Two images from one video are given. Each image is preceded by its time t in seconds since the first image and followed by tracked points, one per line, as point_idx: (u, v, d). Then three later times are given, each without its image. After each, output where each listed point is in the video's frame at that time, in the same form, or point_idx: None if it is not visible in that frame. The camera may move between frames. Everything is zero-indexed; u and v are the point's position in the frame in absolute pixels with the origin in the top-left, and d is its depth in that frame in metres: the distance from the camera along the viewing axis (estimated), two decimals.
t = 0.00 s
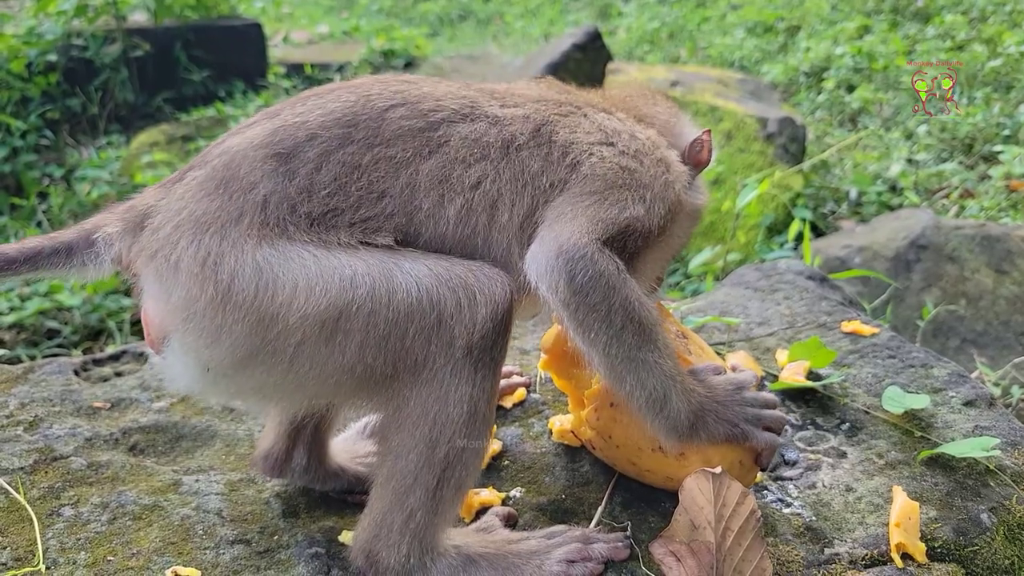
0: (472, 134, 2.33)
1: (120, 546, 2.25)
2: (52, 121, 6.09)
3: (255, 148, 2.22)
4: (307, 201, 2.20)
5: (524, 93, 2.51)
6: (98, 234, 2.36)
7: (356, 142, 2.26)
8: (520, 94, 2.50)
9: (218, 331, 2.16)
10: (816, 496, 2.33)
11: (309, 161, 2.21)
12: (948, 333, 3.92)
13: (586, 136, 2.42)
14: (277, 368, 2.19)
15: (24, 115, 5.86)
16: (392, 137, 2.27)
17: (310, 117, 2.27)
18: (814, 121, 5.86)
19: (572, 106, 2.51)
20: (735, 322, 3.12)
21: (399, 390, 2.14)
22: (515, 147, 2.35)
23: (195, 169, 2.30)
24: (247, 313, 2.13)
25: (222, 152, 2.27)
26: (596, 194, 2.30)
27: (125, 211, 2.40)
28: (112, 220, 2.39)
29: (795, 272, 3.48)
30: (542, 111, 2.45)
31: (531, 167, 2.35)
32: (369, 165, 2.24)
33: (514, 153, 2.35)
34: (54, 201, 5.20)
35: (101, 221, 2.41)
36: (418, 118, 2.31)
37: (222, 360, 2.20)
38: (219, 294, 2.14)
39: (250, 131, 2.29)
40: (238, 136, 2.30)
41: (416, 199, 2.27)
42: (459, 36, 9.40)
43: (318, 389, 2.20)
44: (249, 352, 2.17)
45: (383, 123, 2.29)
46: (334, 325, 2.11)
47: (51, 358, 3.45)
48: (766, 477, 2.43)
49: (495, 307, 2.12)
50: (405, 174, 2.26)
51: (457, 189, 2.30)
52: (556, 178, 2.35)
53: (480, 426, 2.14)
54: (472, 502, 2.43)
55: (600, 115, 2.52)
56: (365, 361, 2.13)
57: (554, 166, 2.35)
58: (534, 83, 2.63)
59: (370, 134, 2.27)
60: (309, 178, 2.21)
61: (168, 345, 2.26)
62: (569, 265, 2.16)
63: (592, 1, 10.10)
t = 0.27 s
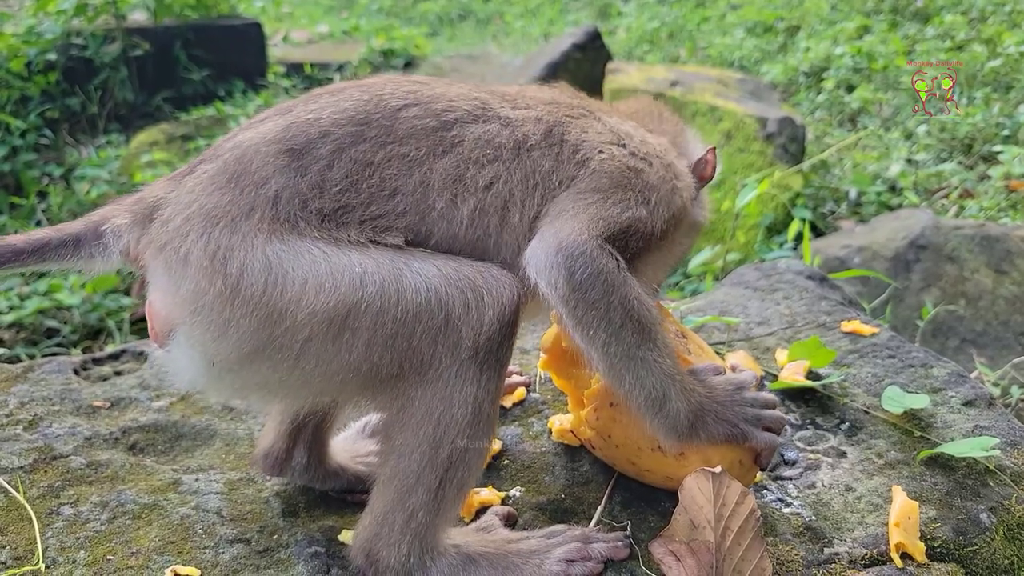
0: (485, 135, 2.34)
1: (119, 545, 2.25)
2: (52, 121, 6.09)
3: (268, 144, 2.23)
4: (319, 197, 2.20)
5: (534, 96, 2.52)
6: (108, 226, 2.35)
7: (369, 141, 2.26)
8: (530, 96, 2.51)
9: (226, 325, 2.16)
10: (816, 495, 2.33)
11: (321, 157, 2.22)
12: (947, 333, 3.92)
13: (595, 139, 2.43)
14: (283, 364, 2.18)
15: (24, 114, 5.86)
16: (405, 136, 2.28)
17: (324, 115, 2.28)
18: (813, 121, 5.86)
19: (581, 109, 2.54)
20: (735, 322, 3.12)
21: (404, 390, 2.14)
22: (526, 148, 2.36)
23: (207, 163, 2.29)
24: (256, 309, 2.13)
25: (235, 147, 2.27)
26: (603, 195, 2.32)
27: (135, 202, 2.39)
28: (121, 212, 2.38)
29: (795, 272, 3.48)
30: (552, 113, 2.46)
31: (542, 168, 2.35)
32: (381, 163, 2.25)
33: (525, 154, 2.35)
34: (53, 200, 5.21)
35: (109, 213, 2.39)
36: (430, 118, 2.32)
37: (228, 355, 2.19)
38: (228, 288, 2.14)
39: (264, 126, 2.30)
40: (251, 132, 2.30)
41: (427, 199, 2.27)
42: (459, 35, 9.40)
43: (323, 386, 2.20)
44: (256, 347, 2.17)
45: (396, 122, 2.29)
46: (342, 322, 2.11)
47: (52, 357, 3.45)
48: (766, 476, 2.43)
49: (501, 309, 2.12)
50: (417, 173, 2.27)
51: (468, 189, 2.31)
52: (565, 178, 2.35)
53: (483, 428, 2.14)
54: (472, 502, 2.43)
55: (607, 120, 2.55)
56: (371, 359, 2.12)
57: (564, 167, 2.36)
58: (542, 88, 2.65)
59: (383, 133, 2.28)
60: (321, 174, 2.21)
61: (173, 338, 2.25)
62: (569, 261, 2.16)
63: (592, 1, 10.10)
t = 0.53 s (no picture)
0: (495, 131, 2.35)
1: (119, 545, 2.25)
2: (51, 121, 6.09)
3: (280, 141, 2.23)
4: (331, 193, 2.21)
5: (539, 94, 2.54)
6: (120, 224, 2.36)
7: (381, 138, 2.27)
8: (536, 94, 2.53)
9: (236, 322, 2.16)
10: (815, 495, 2.33)
11: (334, 154, 2.23)
12: (947, 332, 3.92)
13: (601, 135, 2.46)
14: (292, 363, 2.18)
15: (23, 114, 5.86)
16: (417, 133, 2.29)
17: (335, 113, 2.28)
18: (813, 120, 5.86)
19: (587, 107, 2.56)
20: (734, 322, 3.12)
21: (411, 390, 2.14)
22: (536, 142, 2.37)
23: (218, 161, 2.29)
24: (266, 307, 2.14)
25: (247, 143, 2.27)
26: (611, 187, 2.34)
27: (147, 199, 2.40)
28: (133, 210, 2.38)
29: (794, 271, 3.48)
30: (558, 109, 2.48)
31: (552, 163, 2.36)
32: (394, 159, 2.26)
33: (535, 147, 2.36)
34: (53, 200, 5.21)
35: (121, 211, 2.40)
36: (440, 115, 2.33)
37: (237, 352, 2.20)
38: (239, 285, 2.14)
39: (276, 123, 2.30)
40: (262, 131, 2.30)
41: (440, 195, 2.28)
42: (458, 35, 9.39)
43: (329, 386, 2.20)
44: (264, 345, 2.18)
45: (407, 120, 2.31)
46: (351, 322, 2.11)
47: (51, 356, 3.44)
48: (765, 476, 2.43)
49: (509, 310, 2.12)
50: (429, 168, 2.28)
51: (480, 185, 2.32)
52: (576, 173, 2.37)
53: (487, 430, 2.14)
54: (471, 502, 2.43)
55: (609, 116, 2.58)
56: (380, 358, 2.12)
57: (573, 160, 2.38)
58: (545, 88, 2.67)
59: (395, 130, 2.29)
60: (334, 170, 2.21)
61: (182, 335, 2.25)
62: (575, 248, 2.16)
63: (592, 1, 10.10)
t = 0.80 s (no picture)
0: (468, 155, 2.24)
1: (118, 544, 2.25)
2: (50, 120, 6.09)
3: (244, 168, 2.19)
4: (293, 223, 2.17)
5: (540, 103, 2.35)
6: (100, 255, 2.36)
7: (346, 161, 2.21)
8: (536, 102, 2.35)
9: (215, 351, 2.18)
10: (815, 494, 2.33)
11: (296, 180, 2.18)
12: (946, 332, 3.92)
13: (600, 157, 2.26)
14: (280, 381, 2.20)
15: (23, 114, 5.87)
16: (384, 157, 2.22)
17: (301, 135, 2.22)
18: (812, 120, 5.85)
19: (594, 119, 2.33)
20: (734, 321, 3.11)
21: (397, 396, 2.15)
22: (514, 171, 2.25)
23: (190, 186, 2.29)
24: (242, 331, 2.15)
25: (214, 170, 2.25)
26: (594, 227, 2.18)
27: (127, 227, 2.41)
28: (113, 242, 2.38)
29: (794, 271, 3.48)
30: (554, 128, 2.29)
31: (530, 189, 2.25)
32: (359, 185, 2.20)
33: (512, 177, 2.25)
34: (52, 199, 5.22)
35: (103, 240, 2.40)
36: (412, 136, 2.24)
37: (222, 376, 2.22)
38: (212, 314, 2.15)
39: (243, 147, 2.26)
40: (233, 152, 2.27)
41: (405, 223, 2.21)
42: (458, 34, 9.39)
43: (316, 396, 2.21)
44: (248, 368, 2.20)
45: (376, 141, 2.23)
46: (330, 338, 2.12)
47: (50, 356, 3.45)
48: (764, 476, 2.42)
49: (489, 309, 2.13)
50: (395, 197, 2.21)
51: (451, 211, 2.23)
52: (557, 204, 2.24)
53: (478, 428, 2.14)
54: (471, 501, 2.44)
55: (623, 127, 2.34)
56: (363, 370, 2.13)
57: (556, 194, 2.24)
58: (560, 87, 2.47)
59: (362, 152, 2.22)
60: (295, 199, 2.17)
61: (170, 362, 2.28)
62: (573, 325, 2.10)
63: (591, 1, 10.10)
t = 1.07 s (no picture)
0: (463, 155, 2.25)
1: (116, 543, 2.24)
2: (49, 118, 6.08)
3: (238, 178, 2.18)
4: (293, 231, 2.16)
5: (527, 103, 2.37)
6: (92, 273, 2.35)
7: (343, 167, 2.20)
8: (524, 104, 2.37)
9: (216, 365, 2.15)
10: (813, 494, 2.33)
11: (294, 188, 2.17)
12: (945, 332, 3.92)
13: (588, 155, 2.29)
14: (282, 391, 2.19)
15: (22, 112, 5.87)
16: (380, 162, 2.21)
17: (296, 142, 2.21)
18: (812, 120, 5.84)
19: (579, 117, 2.37)
20: (733, 321, 3.11)
21: (399, 399, 2.15)
22: (510, 169, 2.27)
23: (183, 199, 2.25)
24: (244, 342, 2.12)
25: (206, 181, 2.23)
26: (585, 223, 2.21)
27: (116, 245, 2.38)
28: (104, 258, 2.37)
29: (793, 270, 3.48)
30: (543, 127, 2.32)
31: (525, 191, 2.27)
32: (359, 189, 2.19)
33: (508, 176, 2.27)
34: (51, 197, 5.22)
35: (91, 258, 2.39)
36: (407, 139, 2.24)
37: (223, 390, 2.19)
38: (213, 326, 2.11)
39: (239, 155, 2.24)
40: (225, 162, 2.25)
41: (406, 226, 2.21)
42: (457, 34, 9.39)
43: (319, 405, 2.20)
44: (249, 379, 2.17)
45: (372, 145, 2.22)
46: (334, 345, 2.11)
47: (49, 354, 3.44)
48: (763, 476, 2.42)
49: (490, 308, 2.16)
50: (394, 200, 2.20)
51: (448, 213, 2.24)
52: (550, 203, 2.26)
53: (480, 428, 2.15)
54: (469, 500, 2.43)
55: (610, 125, 2.37)
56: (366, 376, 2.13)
57: (552, 191, 2.26)
58: (547, 87, 2.49)
59: (359, 157, 2.21)
60: (293, 206, 2.16)
61: (168, 377, 2.25)
62: (557, 315, 2.10)
63: None
